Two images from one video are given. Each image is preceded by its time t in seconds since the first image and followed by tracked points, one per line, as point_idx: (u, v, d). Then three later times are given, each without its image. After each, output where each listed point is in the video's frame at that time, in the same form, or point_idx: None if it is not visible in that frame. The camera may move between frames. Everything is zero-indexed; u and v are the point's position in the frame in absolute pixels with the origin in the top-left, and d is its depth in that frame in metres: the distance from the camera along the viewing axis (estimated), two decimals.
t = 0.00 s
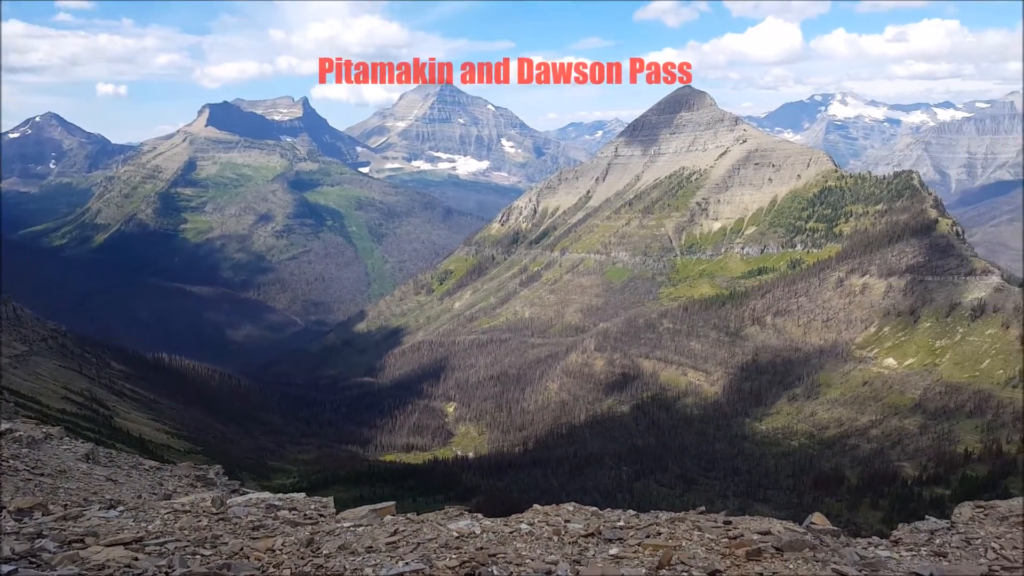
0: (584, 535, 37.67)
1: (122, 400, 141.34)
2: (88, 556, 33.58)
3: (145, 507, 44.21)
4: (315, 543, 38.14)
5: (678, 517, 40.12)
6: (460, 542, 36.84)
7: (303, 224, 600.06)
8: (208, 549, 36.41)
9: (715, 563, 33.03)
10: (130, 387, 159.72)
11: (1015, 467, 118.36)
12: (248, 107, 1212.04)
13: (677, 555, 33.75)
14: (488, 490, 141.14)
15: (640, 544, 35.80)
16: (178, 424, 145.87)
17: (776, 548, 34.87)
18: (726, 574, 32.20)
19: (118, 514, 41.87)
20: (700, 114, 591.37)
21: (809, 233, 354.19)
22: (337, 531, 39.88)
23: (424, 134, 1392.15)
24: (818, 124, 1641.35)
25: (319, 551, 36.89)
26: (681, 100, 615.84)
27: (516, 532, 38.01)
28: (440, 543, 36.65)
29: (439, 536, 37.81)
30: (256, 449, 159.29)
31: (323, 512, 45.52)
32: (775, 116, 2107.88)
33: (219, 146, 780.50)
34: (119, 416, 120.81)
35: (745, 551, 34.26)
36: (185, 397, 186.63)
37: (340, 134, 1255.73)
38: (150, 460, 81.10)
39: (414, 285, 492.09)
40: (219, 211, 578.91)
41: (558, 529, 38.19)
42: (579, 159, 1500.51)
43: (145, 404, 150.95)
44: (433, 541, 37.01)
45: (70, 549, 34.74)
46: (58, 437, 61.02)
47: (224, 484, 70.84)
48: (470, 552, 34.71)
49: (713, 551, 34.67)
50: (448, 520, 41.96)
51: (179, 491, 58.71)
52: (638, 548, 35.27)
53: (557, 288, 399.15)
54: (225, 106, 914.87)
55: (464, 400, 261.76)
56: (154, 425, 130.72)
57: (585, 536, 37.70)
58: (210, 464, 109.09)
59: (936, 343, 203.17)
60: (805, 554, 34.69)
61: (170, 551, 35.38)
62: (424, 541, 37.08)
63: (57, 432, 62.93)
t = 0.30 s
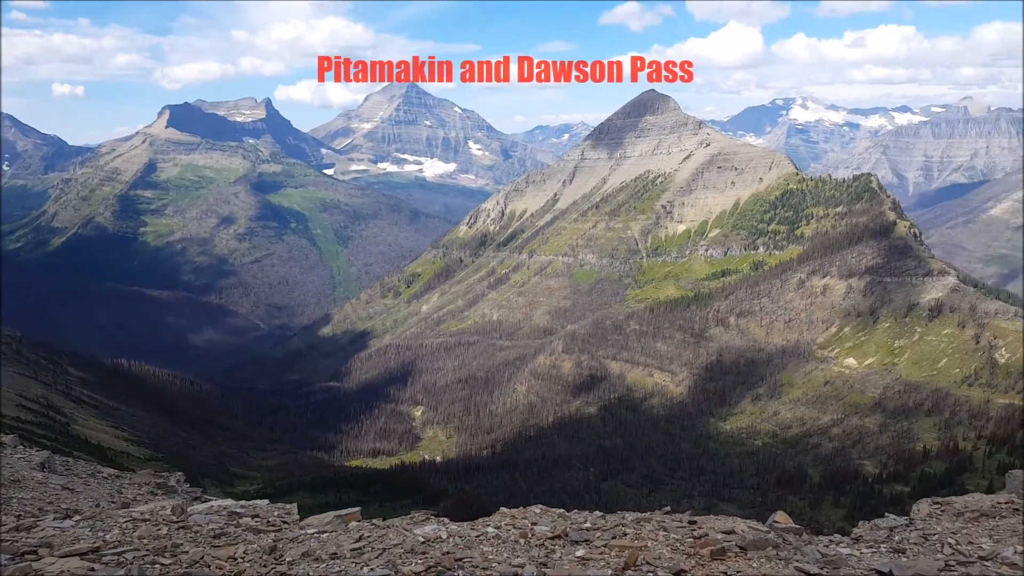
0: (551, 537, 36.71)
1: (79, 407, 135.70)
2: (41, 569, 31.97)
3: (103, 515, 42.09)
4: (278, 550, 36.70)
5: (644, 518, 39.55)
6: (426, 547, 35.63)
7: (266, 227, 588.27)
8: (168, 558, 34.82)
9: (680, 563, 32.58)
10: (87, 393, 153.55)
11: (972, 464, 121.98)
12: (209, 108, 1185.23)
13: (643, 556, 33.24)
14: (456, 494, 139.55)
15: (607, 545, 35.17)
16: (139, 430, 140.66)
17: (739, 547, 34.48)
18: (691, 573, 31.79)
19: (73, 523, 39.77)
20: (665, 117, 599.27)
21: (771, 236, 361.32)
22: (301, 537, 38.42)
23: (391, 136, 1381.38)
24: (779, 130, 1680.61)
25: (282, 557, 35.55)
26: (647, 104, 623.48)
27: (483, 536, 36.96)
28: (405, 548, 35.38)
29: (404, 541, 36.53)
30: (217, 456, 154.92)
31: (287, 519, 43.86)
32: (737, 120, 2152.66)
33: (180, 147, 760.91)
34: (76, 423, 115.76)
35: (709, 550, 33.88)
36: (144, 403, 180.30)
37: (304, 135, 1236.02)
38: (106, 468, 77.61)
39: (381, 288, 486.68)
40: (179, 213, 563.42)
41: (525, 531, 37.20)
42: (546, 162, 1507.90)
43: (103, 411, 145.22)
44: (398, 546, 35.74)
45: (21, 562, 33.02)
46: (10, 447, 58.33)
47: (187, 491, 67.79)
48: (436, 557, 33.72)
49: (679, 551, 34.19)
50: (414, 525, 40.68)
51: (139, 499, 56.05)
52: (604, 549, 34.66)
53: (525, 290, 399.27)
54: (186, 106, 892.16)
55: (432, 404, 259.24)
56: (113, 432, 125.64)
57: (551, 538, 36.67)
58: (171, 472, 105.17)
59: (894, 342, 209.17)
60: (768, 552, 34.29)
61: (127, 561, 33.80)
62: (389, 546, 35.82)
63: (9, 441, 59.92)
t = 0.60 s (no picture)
0: (513, 542, 36.25)
1: (27, 412, 129.70)
2: None
3: (49, 526, 40.23)
4: (234, 559, 35.57)
5: (606, 522, 39.35)
6: (387, 554, 34.95)
7: (224, 228, 574.25)
8: (118, 569, 33.64)
9: (641, 566, 32.71)
10: (36, 399, 146.93)
11: (923, 465, 126.59)
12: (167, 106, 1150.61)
13: (604, 560, 33.27)
14: (418, 499, 137.90)
15: (569, 549, 34.80)
16: (90, 437, 135.02)
17: (699, 549, 34.36)
18: None
19: (17, 535, 38.01)
20: (628, 124, 607.14)
21: (731, 242, 368.57)
22: (257, 546, 37.26)
23: (355, 137, 1365.68)
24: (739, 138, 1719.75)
25: (237, 567, 34.50)
26: (611, 111, 630.98)
27: (444, 542, 36.34)
28: (365, 556, 34.72)
29: (364, 548, 35.75)
30: (172, 462, 150.26)
31: (243, 526, 42.32)
32: (698, 129, 2196.23)
33: (136, 145, 736.67)
34: (24, 431, 110.47)
35: (669, 553, 33.91)
36: (95, 409, 173.34)
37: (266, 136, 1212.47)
38: (54, 476, 74.11)
39: (343, 291, 479.87)
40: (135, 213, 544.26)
41: (487, 537, 36.72)
42: (511, 166, 1511.65)
43: (52, 417, 139.06)
44: (359, 554, 34.97)
45: None
46: None
47: (140, 499, 64.91)
48: (397, 564, 33.16)
49: (640, 554, 34.23)
50: (375, 532, 39.76)
51: (89, 507, 53.45)
52: (566, 553, 34.38)
53: (489, 294, 398.77)
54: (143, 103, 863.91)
55: (394, 409, 256.21)
56: (62, 439, 120.26)
57: (514, 544, 36.30)
58: (124, 480, 101.15)
59: (850, 347, 216.12)
60: (727, 554, 34.14)
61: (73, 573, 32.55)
62: (349, 554, 35.01)
63: None
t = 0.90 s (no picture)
0: (474, 545, 35.48)
1: None
2: None
3: None
4: (185, 572, 35.25)
5: (567, 521, 38.65)
6: (345, 561, 34.01)
7: (173, 234, 556.34)
8: None
9: (601, 563, 32.12)
10: None
11: (875, 457, 131.19)
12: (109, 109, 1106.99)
13: (565, 559, 32.55)
14: (378, 507, 135.76)
15: (530, 550, 34.25)
16: (33, 452, 128.05)
17: (657, 544, 33.56)
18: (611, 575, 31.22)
19: None
20: (583, 127, 613.01)
21: (685, 242, 375.24)
22: (211, 558, 36.69)
23: (307, 140, 1342.05)
24: (690, 140, 1757.86)
25: None
26: (566, 113, 636.19)
27: (404, 548, 35.36)
28: (323, 565, 33.83)
29: (323, 557, 34.86)
30: (123, 476, 144.26)
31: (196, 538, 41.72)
32: (652, 131, 2235.41)
33: (78, 151, 707.29)
34: None
35: (629, 549, 33.21)
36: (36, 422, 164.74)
37: (215, 139, 1179.02)
38: None
39: (298, 297, 470.08)
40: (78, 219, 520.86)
41: (448, 541, 35.81)
42: (468, 169, 1509.47)
43: None
44: (316, 563, 34.16)
45: None
46: None
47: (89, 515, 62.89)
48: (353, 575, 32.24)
49: (600, 552, 33.55)
50: (334, 540, 38.56)
51: (32, 526, 51.71)
52: (527, 554, 33.85)
53: (448, 298, 396.49)
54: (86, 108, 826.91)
55: (352, 416, 251.82)
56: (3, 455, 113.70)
57: (475, 547, 35.51)
58: (72, 495, 96.14)
59: (802, 342, 222.74)
60: (686, 548, 33.23)
61: None
62: (306, 564, 34.20)
63: None
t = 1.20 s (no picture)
0: (431, 545, 34.35)
1: None
2: None
3: None
4: None
5: (525, 519, 37.66)
6: (300, 564, 33.01)
7: (121, 233, 535.50)
8: None
9: (559, 560, 30.85)
10: None
11: (828, 451, 135.56)
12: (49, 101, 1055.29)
13: (521, 557, 31.27)
14: (335, 508, 133.05)
15: (488, 549, 33.26)
16: None
17: (615, 541, 32.50)
18: (569, 571, 30.01)
19: None
20: (541, 126, 614.52)
21: (642, 242, 380.18)
22: (162, 563, 35.60)
23: (260, 136, 1309.06)
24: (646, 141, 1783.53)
25: None
26: (524, 112, 637.08)
27: (361, 550, 34.25)
28: (276, 568, 32.80)
29: (277, 560, 33.82)
30: (72, 478, 136.95)
31: (148, 542, 40.93)
32: (608, 131, 2259.87)
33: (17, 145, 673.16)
34: None
35: (586, 546, 32.07)
36: None
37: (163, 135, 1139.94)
38: None
39: (251, 297, 457.94)
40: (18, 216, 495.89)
41: (405, 541, 34.81)
42: (426, 167, 1498.41)
43: None
44: (269, 567, 33.06)
45: None
46: None
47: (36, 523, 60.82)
48: None
49: (558, 549, 32.46)
50: (289, 543, 37.48)
51: None
52: (485, 553, 32.87)
53: (406, 297, 392.45)
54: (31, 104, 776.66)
55: (308, 417, 246.46)
56: None
57: (431, 547, 34.40)
58: (14, 501, 90.89)
59: (755, 340, 228.58)
60: (642, 545, 32.31)
61: None
62: (259, 567, 33.09)
63: None
